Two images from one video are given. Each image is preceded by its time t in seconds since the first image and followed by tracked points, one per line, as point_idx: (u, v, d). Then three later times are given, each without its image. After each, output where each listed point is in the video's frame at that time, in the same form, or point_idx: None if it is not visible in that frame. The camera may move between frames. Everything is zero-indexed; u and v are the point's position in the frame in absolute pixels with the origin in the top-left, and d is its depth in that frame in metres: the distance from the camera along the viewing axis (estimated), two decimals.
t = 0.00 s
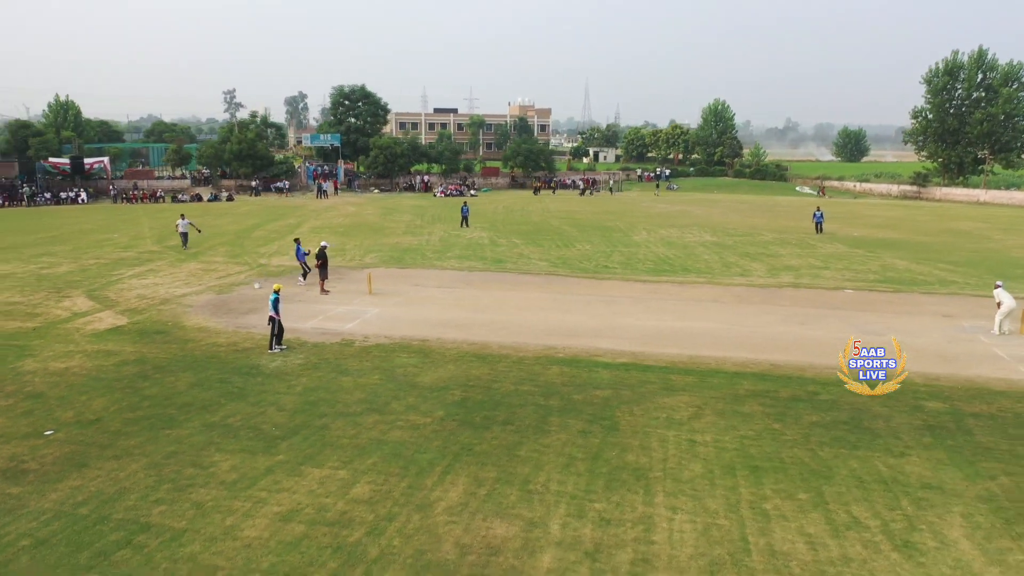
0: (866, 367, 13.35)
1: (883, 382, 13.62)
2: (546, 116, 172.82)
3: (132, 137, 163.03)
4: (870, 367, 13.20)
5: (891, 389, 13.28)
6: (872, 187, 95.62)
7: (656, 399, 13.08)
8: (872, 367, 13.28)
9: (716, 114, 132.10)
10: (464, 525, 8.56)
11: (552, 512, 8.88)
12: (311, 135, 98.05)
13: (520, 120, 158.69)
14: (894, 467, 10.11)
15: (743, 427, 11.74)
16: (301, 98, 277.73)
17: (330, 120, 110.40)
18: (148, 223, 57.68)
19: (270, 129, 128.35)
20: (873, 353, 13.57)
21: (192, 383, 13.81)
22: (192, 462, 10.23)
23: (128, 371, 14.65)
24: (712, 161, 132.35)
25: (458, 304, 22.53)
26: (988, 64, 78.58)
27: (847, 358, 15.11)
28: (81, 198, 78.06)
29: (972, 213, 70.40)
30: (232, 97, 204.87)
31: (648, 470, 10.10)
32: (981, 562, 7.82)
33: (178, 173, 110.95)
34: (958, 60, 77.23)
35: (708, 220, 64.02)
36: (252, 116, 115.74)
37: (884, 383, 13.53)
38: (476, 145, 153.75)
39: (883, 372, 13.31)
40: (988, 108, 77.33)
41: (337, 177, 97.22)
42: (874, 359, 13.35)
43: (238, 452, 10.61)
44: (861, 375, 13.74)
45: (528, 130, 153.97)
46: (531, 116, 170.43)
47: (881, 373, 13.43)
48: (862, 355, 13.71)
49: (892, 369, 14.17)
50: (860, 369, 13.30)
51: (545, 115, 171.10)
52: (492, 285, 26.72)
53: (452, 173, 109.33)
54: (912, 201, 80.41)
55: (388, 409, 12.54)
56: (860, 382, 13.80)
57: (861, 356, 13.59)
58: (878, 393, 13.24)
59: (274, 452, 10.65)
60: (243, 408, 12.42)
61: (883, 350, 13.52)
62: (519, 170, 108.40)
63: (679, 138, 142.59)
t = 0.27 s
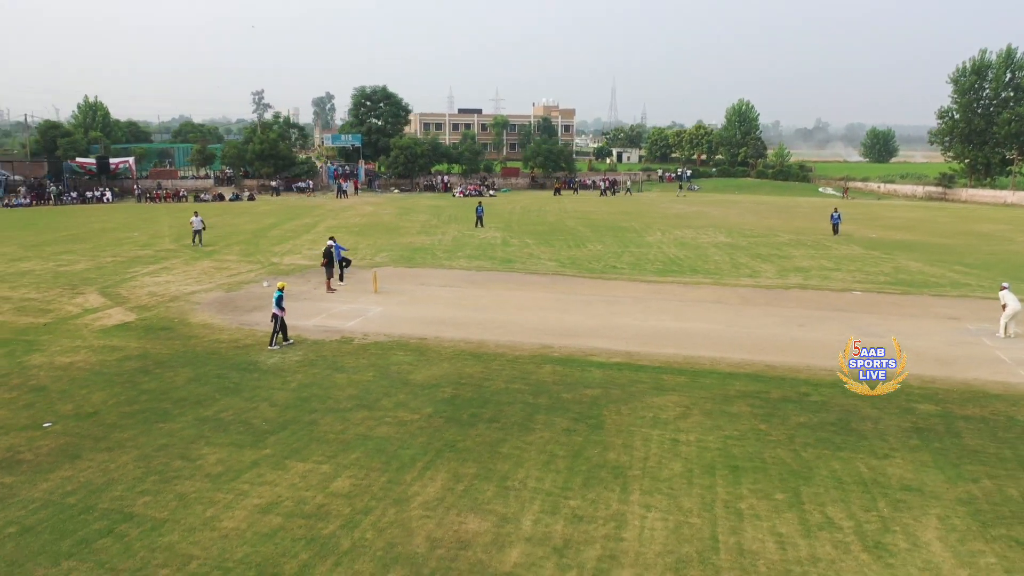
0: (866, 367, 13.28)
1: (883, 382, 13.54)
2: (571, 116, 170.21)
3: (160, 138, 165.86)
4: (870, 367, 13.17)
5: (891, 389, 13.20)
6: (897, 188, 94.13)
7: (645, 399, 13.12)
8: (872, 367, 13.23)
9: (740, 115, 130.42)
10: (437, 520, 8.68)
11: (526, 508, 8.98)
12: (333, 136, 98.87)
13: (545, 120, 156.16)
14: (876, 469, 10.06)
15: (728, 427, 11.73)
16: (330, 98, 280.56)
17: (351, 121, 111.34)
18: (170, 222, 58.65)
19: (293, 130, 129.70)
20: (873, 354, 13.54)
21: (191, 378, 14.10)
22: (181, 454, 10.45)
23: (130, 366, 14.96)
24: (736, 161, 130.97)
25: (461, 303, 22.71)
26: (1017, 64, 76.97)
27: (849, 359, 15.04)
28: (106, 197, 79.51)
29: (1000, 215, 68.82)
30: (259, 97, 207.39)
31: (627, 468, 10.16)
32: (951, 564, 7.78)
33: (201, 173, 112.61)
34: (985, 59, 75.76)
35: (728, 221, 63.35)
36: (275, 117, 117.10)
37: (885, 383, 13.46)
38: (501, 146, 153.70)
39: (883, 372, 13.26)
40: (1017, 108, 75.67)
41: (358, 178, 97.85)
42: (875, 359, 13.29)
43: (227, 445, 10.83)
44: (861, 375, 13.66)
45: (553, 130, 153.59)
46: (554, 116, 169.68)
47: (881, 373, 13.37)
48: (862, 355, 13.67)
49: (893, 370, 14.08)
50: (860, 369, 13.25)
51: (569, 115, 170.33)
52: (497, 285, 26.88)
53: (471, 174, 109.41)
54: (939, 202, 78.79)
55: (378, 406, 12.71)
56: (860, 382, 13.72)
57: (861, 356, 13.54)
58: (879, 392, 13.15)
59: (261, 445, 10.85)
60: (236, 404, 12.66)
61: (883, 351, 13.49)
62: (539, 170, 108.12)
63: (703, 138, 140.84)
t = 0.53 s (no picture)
0: (866, 367, 13.20)
1: (883, 382, 13.46)
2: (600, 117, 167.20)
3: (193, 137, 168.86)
4: (870, 367, 13.10)
5: (891, 389, 13.13)
6: (929, 190, 92.23)
7: (635, 398, 13.15)
8: (872, 367, 13.16)
9: (769, 115, 128.37)
10: (411, 513, 8.83)
11: (500, 503, 9.12)
12: (358, 136, 99.72)
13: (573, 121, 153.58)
14: (857, 470, 9.99)
15: (715, 427, 11.73)
16: (362, 99, 283.01)
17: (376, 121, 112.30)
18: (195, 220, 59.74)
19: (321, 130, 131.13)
20: (873, 354, 13.47)
21: (192, 372, 14.42)
22: (172, 445, 10.72)
23: (135, 360, 15.35)
24: (765, 162, 129.06)
25: (466, 302, 22.88)
26: None
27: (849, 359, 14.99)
28: (136, 196, 81.23)
29: None
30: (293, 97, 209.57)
31: (607, 466, 10.22)
32: (919, 566, 7.74)
33: (230, 172, 114.44)
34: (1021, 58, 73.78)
35: (752, 222, 62.51)
36: (302, 118, 118.52)
37: (884, 383, 13.39)
38: (530, 146, 153.21)
39: (883, 372, 13.19)
40: None
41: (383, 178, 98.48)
42: (875, 359, 13.22)
43: (217, 437, 11.08)
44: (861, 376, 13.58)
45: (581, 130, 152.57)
46: (584, 115, 168.57)
47: (881, 373, 13.29)
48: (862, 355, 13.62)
49: (892, 371, 14.03)
50: (860, 368, 13.17)
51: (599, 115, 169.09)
52: (505, 284, 27.00)
53: (496, 175, 109.35)
54: (973, 204, 76.76)
55: (369, 402, 12.91)
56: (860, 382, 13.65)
57: (861, 356, 13.46)
58: (879, 393, 13.06)
59: (251, 438, 11.09)
60: (232, 398, 12.94)
61: (883, 351, 13.43)
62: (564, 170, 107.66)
63: (732, 139, 138.65)
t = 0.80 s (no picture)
0: (866, 367, 13.09)
1: (884, 382, 13.38)
2: (632, 118, 166.39)
3: (228, 138, 172.02)
4: (870, 366, 12.99)
5: (891, 389, 13.06)
6: (965, 192, 90.28)
7: (628, 398, 13.20)
8: (872, 367, 13.06)
9: (803, 115, 126.28)
10: (391, 506, 8.99)
11: (480, 499, 9.25)
12: (386, 137, 100.52)
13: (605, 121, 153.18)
14: (842, 472, 9.92)
15: (705, 427, 11.72)
16: (395, 100, 285.52)
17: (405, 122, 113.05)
18: (224, 220, 60.91)
19: (351, 131, 132.54)
20: (874, 354, 13.37)
21: (199, 367, 14.81)
22: (170, 437, 11.04)
23: (146, 354, 15.79)
24: (799, 163, 126.95)
25: (476, 301, 23.10)
26: None
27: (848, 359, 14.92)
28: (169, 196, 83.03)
29: None
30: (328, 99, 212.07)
31: (591, 464, 10.30)
32: (891, 569, 7.69)
33: (262, 172, 116.26)
34: None
35: (778, 223, 61.62)
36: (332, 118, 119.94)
37: (885, 383, 13.30)
38: (562, 147, 152.62)
39: (883, 372, 13.10)
40: None
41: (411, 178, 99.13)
42: (875, 359, 13.12)
43: (214, 430, 11.37)
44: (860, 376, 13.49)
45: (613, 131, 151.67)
46: (616, 116, 167.45)
47: (881, 373, 13.21)
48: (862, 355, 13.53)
49: (892, 371, 13.95)
50: (860, 368, 13.07)
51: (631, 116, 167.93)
52: (518, 284, 27.15)
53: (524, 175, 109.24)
54: (1012, 207, 74.59)
55: (366, 398, 13.14)
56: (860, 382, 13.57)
57: (861, 356, 13.36)
58: (879, 393, 12.99)
59: (246, 431, 11.37)
60: (233, 392, 13.25)
61: (883, 351, 13.34)
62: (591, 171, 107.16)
63: (765, 139, 136.58)
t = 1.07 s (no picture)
0: (866, 367, 13.01)
1: (882, 382, 13.40)
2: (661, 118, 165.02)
3: (257, 139, 174.21)
4: (870, 367, 12.88)
5: (890, 389, 13.08)
6: (1000, 194, 88.17)
7: (624, 396, 13.24)
8: (872, 368, 12.99)
9: (833, 115, 124.36)
10: (377, 500, 9.15)
11: (465, 494, 9.36)
12: (411, 137, 101.11)
13: (633, 121, 152.53)
14: (832, 474, 9.86)
15: (698, 427, 11.72)
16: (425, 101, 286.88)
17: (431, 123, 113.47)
18: (247, 219, 61.80)
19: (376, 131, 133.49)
20: (873, 354, 13.28)
21: (205, 363, 15.12)
22: (170, 429, 11.29)
23: (158, 350, 16.15)
24: (828, 163, 125.05)
25: (486, 301, 23.25)
26: None
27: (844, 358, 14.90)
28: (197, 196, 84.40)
29: None
30: (357, 100, 213.61)
31: (580, 462, 10.38)
32: (870, 570, 7.67)
33: (289, 172, 117.60)
34: None
35: (802, 224, 60.71)
36: (359, 119, 120.94)
37: (884, 383, 13.30)
38: (589, 147, 151.53)
39: (882, 372, 13.05)
40: None
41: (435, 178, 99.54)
42: (874, 359, 13.03)
43: (213, 423, 11.62)
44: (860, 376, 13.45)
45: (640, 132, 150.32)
46: (644, 116, 165.98)
47: (880, 373, 13.17)
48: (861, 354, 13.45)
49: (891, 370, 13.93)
50: (860, 368, 13.00)
51: (660, 117, 166.22)
52: (530, 284, 27.24)
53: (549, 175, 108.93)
54: None
55: (365, 394, 13.34)
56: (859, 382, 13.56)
57: (861, 356, 13.26)
58: (877, 393, 13.02)
59: (245, 425, 11.61)
60: (237, 387, 13.53)
61: (882, 350, 13.27)
62: (616, 172, 106.65)
63: (795, 139, 134.52)
